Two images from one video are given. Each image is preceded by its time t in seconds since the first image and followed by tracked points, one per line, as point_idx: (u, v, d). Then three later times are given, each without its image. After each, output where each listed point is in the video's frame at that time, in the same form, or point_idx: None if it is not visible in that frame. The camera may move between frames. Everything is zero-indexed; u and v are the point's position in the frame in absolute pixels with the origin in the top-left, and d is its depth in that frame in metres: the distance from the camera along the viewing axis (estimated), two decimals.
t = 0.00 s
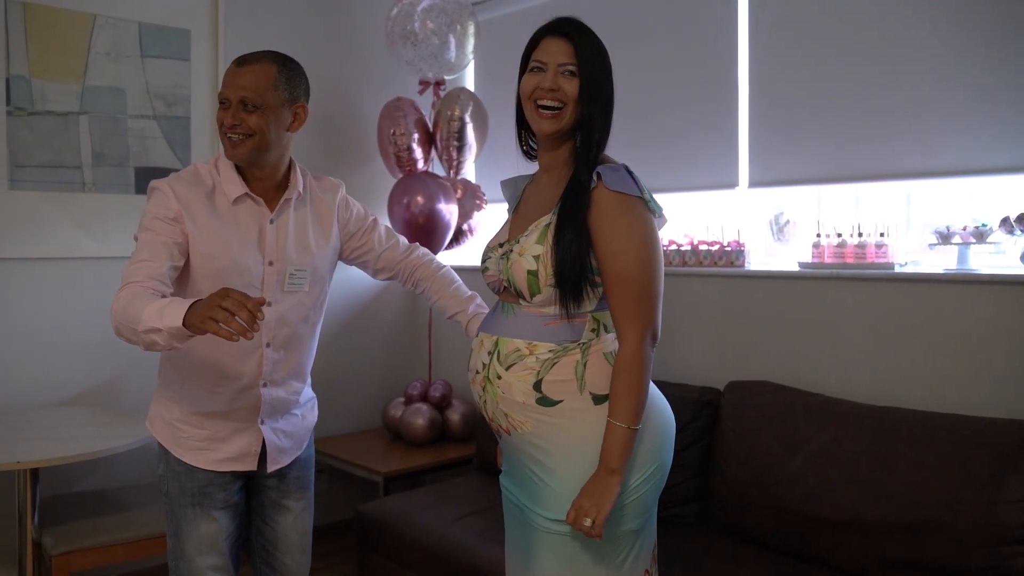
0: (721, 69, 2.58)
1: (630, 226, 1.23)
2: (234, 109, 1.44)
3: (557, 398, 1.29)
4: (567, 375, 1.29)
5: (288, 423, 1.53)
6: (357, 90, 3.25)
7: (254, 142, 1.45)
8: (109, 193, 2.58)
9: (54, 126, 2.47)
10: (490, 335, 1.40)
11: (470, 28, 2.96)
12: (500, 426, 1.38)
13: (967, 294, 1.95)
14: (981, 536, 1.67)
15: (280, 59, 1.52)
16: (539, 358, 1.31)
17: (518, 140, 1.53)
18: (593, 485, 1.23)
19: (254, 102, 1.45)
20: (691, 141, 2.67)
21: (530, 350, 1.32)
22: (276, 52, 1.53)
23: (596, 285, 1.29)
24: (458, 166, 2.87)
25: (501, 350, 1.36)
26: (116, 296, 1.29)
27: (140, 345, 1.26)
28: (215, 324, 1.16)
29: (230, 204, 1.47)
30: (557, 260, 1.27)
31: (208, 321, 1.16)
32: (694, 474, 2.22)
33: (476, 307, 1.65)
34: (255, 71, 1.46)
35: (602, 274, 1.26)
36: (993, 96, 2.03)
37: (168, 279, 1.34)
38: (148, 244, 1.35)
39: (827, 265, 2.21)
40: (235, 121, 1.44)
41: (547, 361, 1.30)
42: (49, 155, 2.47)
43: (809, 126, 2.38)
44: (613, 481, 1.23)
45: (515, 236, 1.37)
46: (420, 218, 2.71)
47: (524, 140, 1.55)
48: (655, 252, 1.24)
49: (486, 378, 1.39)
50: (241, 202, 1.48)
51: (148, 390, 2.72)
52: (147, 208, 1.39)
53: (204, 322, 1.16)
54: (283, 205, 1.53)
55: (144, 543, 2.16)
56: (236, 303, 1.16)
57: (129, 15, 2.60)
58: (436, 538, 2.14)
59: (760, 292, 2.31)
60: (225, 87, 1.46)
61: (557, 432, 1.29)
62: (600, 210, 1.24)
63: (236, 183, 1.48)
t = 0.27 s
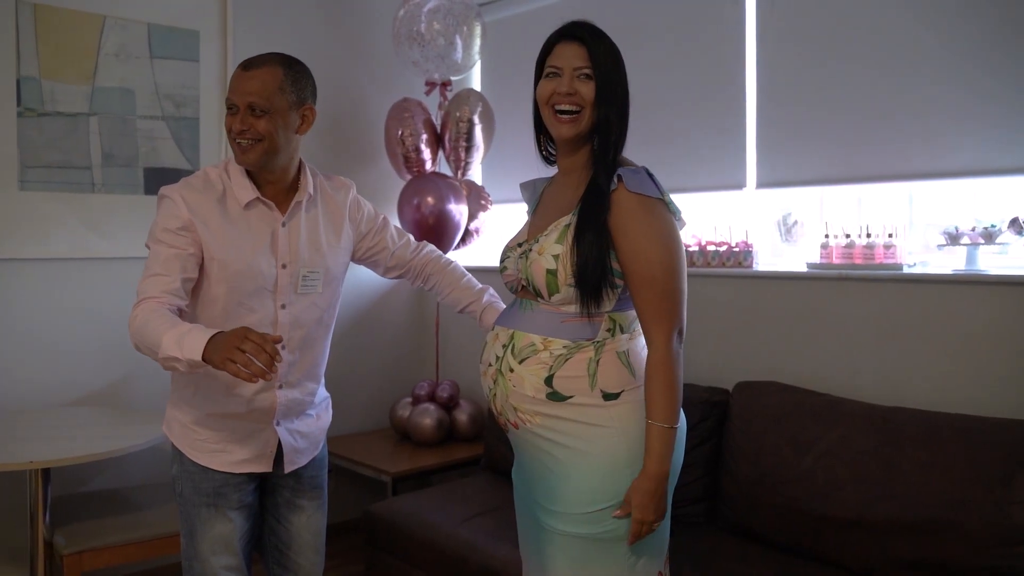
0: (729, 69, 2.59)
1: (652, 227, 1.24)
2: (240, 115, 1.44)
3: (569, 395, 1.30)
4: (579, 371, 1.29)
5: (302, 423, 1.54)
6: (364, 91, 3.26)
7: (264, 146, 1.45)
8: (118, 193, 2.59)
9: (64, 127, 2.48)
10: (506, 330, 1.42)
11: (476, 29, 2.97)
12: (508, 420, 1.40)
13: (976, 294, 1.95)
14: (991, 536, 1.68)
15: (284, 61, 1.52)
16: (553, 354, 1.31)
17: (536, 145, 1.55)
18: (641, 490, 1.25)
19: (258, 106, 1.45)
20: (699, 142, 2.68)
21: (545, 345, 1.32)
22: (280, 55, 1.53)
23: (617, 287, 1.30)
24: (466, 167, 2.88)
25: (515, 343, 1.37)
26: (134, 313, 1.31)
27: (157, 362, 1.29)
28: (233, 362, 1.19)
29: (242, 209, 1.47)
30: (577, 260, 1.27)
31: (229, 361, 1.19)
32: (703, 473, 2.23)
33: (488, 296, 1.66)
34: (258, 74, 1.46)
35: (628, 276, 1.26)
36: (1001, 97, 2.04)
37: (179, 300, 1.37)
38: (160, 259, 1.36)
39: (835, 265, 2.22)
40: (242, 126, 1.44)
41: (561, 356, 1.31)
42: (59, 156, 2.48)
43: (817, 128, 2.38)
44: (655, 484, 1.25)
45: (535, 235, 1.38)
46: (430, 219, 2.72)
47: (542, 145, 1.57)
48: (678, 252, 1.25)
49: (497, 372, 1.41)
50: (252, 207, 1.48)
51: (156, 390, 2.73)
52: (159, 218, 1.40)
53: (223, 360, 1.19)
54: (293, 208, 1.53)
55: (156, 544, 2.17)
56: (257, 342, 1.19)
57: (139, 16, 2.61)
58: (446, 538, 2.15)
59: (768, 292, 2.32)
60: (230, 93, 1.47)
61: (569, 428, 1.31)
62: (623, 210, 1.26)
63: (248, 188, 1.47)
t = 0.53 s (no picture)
0: (738, 72, 2.60)
1: (669, 237, 1.25)
2: (258, 124, 1.45)
3: (583, 397, 1.31)
4: (595, 374, 1.30)
5: (319, 424, 1.55)
6: (373, 93, 3.28)
7: (282, 154, 1.47)
8: (130, 196, 2.61)
9: (77, 129, 2.49)
10: (523, 331, 1.43)
11: (485, 31, 2.97)
12: (524, 420, 1.42)
13: (985, 297, 1.96)
14: (1000, 538, 1.69)
15: (301, 66, 1.52)
16: (569, 357, 1.33)
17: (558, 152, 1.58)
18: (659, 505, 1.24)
19: (277, 115, 1.45)
20: (707, 145, 2.69)
21: (560, 348, 1.34)
22: (298, 61, 1.53)
23: (632, 296, 1.31)
24: (475, 168, 2.89)
25: (533, 345, 1.39)
26: (159, 329, 1.34)
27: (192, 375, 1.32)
28: (273, 395, 1.21)
29: (262, 217, 1.49)
30: (592, 269, 1.29)
31: (270, 394, 1.21)
32: (712, 475, 2.24)
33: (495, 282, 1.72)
34: (277, 82, 1.47)
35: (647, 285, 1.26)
36: (1011, 100, 2.05)
37: (202, 309, 1.38)
38: (181, 270, 1.38)
39: (844, 268, 2.23)
40: (260, 134, 1.45)
41: (576, 359, 1.33)
42: (72, 158, 2.49)
43: (825, 131, 2.39)
44: (672, 496, 1.24)
45: (552, 242, 1.40)
46: (440, 221, 2.74)
47: (564, 152, 1.59)
48: (694, 263, 1.26)
49: (513, 373, 1.43)
50: (271, 213, 1.50)
51: (167, 391, 2.74)
52: (176, 228, 1.40)
53: (265, 392, 1.22)
54: (311, 213, 1.54)
55: (168, 544, 2.19)
56: (296, 373, 1.22)
57: (150, 19, 2.63)
58: (457, 539, 2.16)
59: (776, 295, 2.33)
60: (248, 100, 1.47)
61: (583, 430, 1.32)
62: (638, 220, 1.26)
63: (266, 196, 1.49)
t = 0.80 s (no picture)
0: (748, 74, 2.62)
1: (677, 255, 1.26)
2: (283, 130, 1.50)
3: (596, 398, 1.34)
4: (606, 376, 1.33)
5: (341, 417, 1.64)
6: (383, 94, 3.30)
7: (304, 160, 1.52)
8: (144, 196, 2.63)
9: (91, 129, 2.52)
10: (537, 334, 1.47)
11: (494, 32, 2.98)
12: (540, 422, 1.45)
13: (994, 298, 1.98)
14: (1010, 537, 1.71)
15: (323, 74, 1.57)
16: (581, 359, 1.36)
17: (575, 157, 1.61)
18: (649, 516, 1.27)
19: (301, 122, 1.50)
20: (717, 145, 2.71)
21: (573, 351, 1.38)
22: (321, 70, 1.58)
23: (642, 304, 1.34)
24: (484, 168, 2.91)
25: (545, 349, 1.42)
26: (188, 336, 1.42)
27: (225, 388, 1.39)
28: (306, 410, 1.30)
29: (284, 222, 1.56)
30: (603, 277, 1.32)
31: (305, 409, 1.30)
32: (722, 474, 2.25)
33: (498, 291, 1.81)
34: (301, 90, 1.52)
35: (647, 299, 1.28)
36: (1020, 102, 2.06)
37: (224, 313, 1.46)
38: (208, 276, 1.45)
39: (853, 268, 2.25)
40: (284, 140, 1.50)
41: (588, 361, 1.36)
42: (86, 159, 2.52)
43: (834, 132, 2.41)
44: (666, 507, 1.26)
45: (567, 250, 1.43)
46: (452, 221, 2.77)
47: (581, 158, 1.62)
48: (699, 281, 1.27)
49: (528, 375, 1.46)
50: (295, 219, 1.57)
51: (179, 390, 2.76)
52: (201, 234, 1.47)
53: (301, 408, 1.30)
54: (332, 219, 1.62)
55: (182, 541, 2.21)
56: (328, 390, 1.30)
57: (164, 20, 2.65)
58: (468, 537, 2.18)
59: (786, 295, 2.35)
60: (273, 106, 1.52)
61: (593, 431, 1.34)
62: (649, 236, 1.27)
63: (289, 202, 1.56)
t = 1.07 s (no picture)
0: (756, 74, 2.63)
1: (686, 233, 1.30)
2: (373, 154, 1.57)
3: (598, 387, 1.37)
4: (608, 366, 1.36)
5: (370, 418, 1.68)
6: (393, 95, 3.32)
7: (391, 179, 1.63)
8: (156, 196, 2.66)
9: (104, 130, 2.54)
10: (543, 324, 1.51)
11: (502, 33, 2.99)
12: (541, 408, 1.49)
13: (1002, 297, 1.99)
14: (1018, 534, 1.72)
15: (391, 88, 1.61)
16: (585, 348, 1.39)
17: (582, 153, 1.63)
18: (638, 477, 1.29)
19: (390, 145, 1.58)
20: (726, 145, 2.73)
21: (577, 340, 1.41)
22: (387, 82, 1.60)
23: (650, 288, 1.36)
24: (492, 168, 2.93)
25: (551, 336, 1.46)
26: (228, 328, 1.49)
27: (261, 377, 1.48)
28: (346, 405, 1.38)
29: (322, 220, 1.64)
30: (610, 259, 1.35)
31: (343, 405, 1.38)
32: (731, 471, 2.27)
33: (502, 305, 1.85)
34: (385, 113, 1.56)
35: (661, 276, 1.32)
36: None
37: (260, 306, 1.54)
38: (247, 270, 1.53)
39: (861, 267, 2.27)
40: (376, 164, 1.58)
41: (591, 351, 1.39)
42: (99, 159, 2.54)
43: (841, 132, 2.42)
44: (655, 469, 1.29)
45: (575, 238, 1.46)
46: (462, 221, 2.78)
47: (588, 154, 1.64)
48: (710, 261, 1.31)
49: (532, 362, 1.50)
50: (334, 218, 1.65)
51: (191, 388, 2.79)
52: (242, 230, 1.55)
53: (339, 403, 1.38)
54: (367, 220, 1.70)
55: (196, 538, 2.23)
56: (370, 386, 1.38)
57: (176, 21, 2.67)
58: (479, 534, 2.19)
59: (793, 294, 2.37)
60: (360, 130, 1.55)
61: (594, 419, 1.38)
62: (657, 215, 1.32)
63: (330, 202, 1.63)
